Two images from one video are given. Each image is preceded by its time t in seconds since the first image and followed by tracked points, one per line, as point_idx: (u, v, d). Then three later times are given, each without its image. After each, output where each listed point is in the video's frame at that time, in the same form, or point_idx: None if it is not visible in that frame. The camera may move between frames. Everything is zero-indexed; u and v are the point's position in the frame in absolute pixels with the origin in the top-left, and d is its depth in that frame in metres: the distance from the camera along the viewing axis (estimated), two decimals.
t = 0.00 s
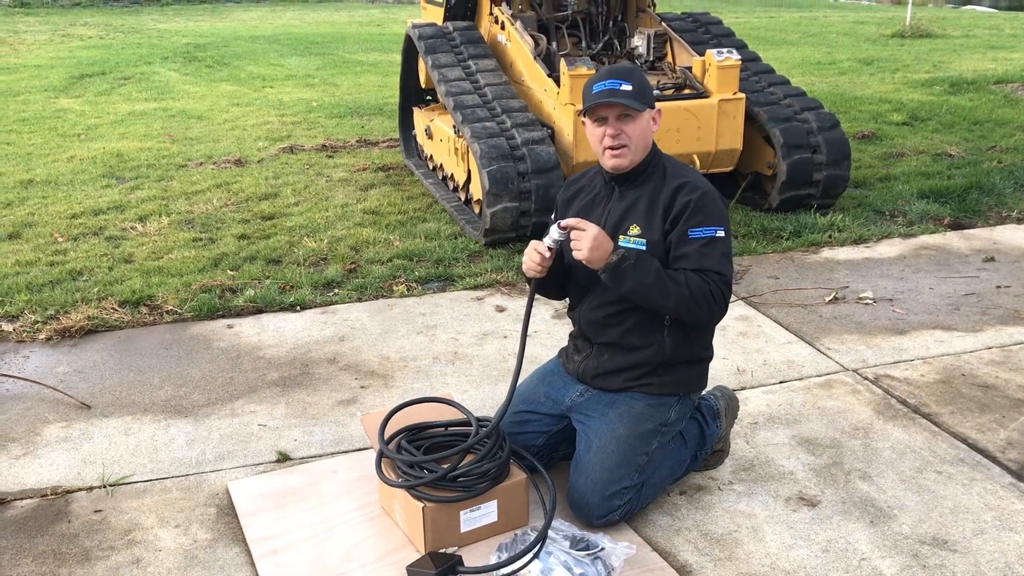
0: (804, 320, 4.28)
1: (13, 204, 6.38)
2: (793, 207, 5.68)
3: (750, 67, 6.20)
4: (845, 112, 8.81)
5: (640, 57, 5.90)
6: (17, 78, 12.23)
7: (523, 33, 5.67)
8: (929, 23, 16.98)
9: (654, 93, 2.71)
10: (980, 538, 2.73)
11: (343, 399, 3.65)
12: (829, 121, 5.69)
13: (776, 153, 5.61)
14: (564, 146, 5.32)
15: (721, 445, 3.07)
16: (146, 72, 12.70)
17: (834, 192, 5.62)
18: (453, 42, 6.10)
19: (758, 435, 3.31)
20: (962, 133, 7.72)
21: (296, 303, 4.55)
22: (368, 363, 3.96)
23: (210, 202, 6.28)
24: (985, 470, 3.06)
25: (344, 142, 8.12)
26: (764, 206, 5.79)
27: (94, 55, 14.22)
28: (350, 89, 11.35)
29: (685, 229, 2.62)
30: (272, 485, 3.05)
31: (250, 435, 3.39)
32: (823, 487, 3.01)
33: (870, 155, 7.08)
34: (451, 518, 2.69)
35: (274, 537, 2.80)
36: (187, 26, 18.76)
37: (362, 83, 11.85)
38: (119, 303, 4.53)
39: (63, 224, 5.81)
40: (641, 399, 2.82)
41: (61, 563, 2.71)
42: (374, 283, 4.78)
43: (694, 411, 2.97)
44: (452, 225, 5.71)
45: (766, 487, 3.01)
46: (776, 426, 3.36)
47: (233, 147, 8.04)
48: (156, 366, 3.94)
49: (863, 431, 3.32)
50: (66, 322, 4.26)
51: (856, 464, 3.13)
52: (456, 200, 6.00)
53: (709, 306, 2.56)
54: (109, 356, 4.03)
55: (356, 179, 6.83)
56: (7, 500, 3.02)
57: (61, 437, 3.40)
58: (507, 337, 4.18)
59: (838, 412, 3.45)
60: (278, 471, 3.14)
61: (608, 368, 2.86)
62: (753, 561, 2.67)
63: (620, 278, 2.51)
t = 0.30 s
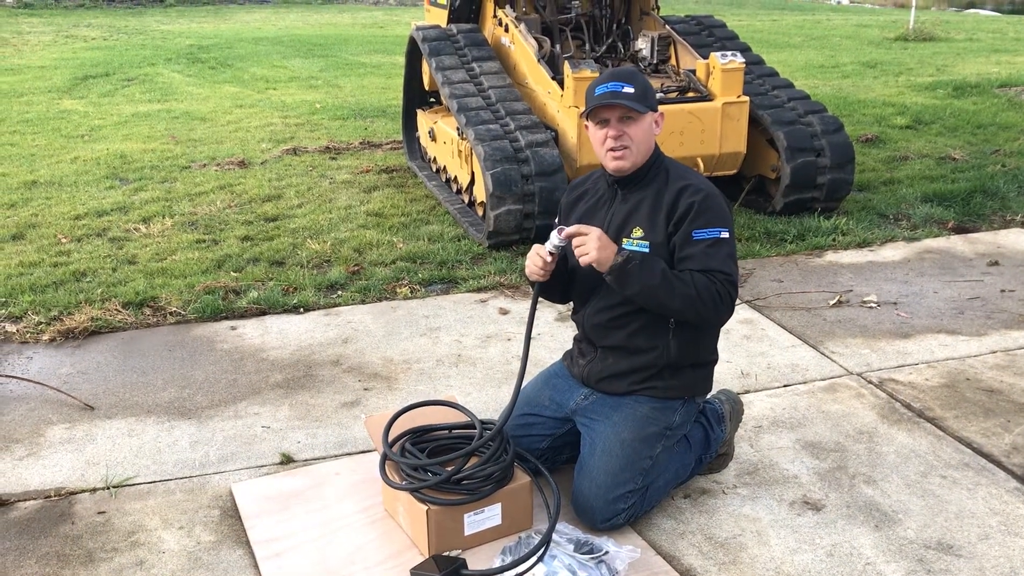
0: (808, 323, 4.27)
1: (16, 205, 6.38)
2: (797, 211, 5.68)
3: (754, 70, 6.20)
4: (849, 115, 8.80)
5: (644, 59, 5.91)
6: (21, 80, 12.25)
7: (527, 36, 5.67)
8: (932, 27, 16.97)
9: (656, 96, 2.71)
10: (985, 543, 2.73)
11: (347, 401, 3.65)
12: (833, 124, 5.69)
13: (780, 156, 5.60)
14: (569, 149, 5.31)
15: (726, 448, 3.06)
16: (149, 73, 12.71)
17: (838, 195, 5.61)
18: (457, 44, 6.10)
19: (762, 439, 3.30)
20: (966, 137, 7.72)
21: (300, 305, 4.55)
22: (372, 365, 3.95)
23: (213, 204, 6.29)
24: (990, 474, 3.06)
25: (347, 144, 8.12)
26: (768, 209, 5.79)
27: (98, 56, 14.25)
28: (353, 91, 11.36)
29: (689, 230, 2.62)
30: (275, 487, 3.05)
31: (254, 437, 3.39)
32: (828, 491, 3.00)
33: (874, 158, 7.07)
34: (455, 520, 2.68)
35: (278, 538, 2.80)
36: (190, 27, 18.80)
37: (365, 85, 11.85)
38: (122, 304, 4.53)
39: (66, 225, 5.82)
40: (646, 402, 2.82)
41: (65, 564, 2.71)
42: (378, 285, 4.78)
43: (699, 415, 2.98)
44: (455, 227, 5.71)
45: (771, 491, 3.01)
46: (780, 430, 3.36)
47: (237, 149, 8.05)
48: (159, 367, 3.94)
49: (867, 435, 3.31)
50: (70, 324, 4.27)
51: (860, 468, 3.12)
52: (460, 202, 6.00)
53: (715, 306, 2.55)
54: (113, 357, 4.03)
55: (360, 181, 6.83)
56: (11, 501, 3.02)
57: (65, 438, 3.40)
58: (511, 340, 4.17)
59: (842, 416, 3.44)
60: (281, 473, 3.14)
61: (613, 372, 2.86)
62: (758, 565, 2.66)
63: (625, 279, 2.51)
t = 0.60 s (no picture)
0: (810, 324, 4.27)
1: (18, 204, 6.38)
2: (799, 211, 5.67)
3: (757, 70, 6.19)
4: (851, 116, 8.80)
5: (646, 59, 5.93)
6: (23, 79, 12.25)
7: (530, 36, 5.65)
8: (934, 27, 16.96)
9: (659, 96, 2.72)
10: (988, 544, 2.72)
11: (349, 400, 3.65)
12: (835, 125, 5.68)
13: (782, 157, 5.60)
14: (571, 148, 5.31)
15: (728, 449, 3.06)
16: (151, 73, 12.72)
17: (840, 195, 5.60)
18: (459, 44, 6.09)
19: (764, 440, 3.30)
20: (968, 138, 7.71)
21: (302, 304, 4.55)
22: (374, 365, 3.95)
23: (215, 203, 6.29)
24: (993, 475, 3.05)
25: (349, 144, 8.12)
26: (770, 209, 5.78)
27: (100, 55, 14.26)
28: (355, 91, 11.36)
29: (689, 228, 2.62)
30: (277, 486, 3.05)
31: (256, 436, 3.39)
32: (830, 492, 3.00)
33: (876, 159, 7.07)
34: (457, 520, 2.68)
35: (280, 538, 2.80)
36: (192, 26, 18.81)
37: (366, 84, 11.86)
38: (124, 304, 4.53)
39: (68, 224, 5.82)
40: (647, 402, 2.82)
41: (67, 564, 2.71)
42: (380, 285, 4.78)
43: (700, 415, 2.98)
44: (457, 226, 5.71)
45: (773, 492, 3.00)
46: (783, 430, 3.36)
47: (239, 148, 8.05)
48: (161, 367, 3.94)
49: (870, 436, 3.31)
50: (72, 323, 4.27)
51: (863, 469, 3.12)
52: (462, 202, 6.00)
53: (714, 304, 2.55)
54: (115, 356, 4.03)
55: (362, 180, 6.83)
56: (13, 500, 3.02)
57: (67, 437, 3.40)
58: (513, 340, 4.17)
59: (844, 417, 3.44)
60: (283, 473, 3.14)
61: (614, 371, 2.85)
62: (761, 566, 2.66)
63: (623, 274, 2.51)
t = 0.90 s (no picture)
0: (811, 323, 4.26)
1: (19, 202, 6.38)
2: (800, 210, 5.67)
3: (757, 68, 6.19)
4: (852, 114, 8.79)
5: (647, 58, 5.89)
6: (23, 77, 12.25)
7: (530, 34, 5.65)
8: (935, 25, 16.95)
9: (656, 94, 2.71)
10: (989, 542, 2.72)
11: (349, 399, 3.65)
12: (836, 124, 5.68)
13: (783, 156, 5.60)
14: (571, 147, 5.31)
15: (729, 447, 3.06)
16: (152, 71, 12.72)
17: (841, 194, 5.60)
18: (460, 42, 6.09)
19: (765, 438, 3.30)
20: (969, 136, 7.71)
21: (302, 303, 4.55)
22: (375, 363, 3.95)
23: (215, 201, 6.29)
24: (994, 474, 3.05)
25: (349, 142, 8.12)
26: (771, 208, 5.78)
27: (100, 53, 14.26)
28: (356, 89, 11.36)
29: (689, 228, 2.61)
30: (278, 485, 3.05)
31: (256, 434, 3.39)
32: (831, 491, 3.00)
33: (877, 157, 7.07)
34: (458, 519, 2.68)
35: (281, 536, 2.80)
36: (193, 25, 18.81)
37: (367, 83, 11.86)
38: (125, 302, 4.53)
39: (69, 223, 5.82)
40: (648, 401, 2.81)
41: (68, 562, 2.71)
42: (380, 283, 4.78)
43: (701, 413, 2.98)
44: (457, 225, 5.71)
45: (773, 490, 3.00)
46: (783, 429, 3.35)
47: (239, 147, 8.05)
48: (162, 365, 3.94)
49: (871, 434, 3.31)
50: (72, 321, 4.27)
51: (864, 467, 3.12)
52: (462, 201, 6.00)
53: (714, 304, 2.55)
54: (116, 354, 4.03)
55: (363, 179, 6.83)
56: (13, 498, 3.02)
57: (67, 435, 3.40)
58: (513, 338, 4.17)
59: (845, 416, 3.44)
60: (284, 471, 3.14)
61: (615, 371, 2.85)
62: (761, 564, 2.66)
63: (623, 277, 2.51)
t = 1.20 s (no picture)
0: (810, 321, 4.26)
1: (18, 200, 6.38)
2: (799, 208, 5.67)
3: (757, 66, 6.19)
4: (851, 112, 8.79)
5: (646, 55, 5.89)
6: (21, 75, 12.23)
7: (529, 32, 5.65)
8: (934, 23, 16.95)
9: (651, 88, 2.71)
10: (988, 540, 2.72)
11: (348, 397, 3.65)
12: (835, 121, 5.67)
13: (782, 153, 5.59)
14: (570, 145, 5.32)
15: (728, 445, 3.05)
16: (150, 69, 12.70)
17: (840, 192, 5.60)
18: (459, 40, 6.09)
19: (764, 436, 3.30)
20: (968, 134, 7.70)
21: (301, 301, 4.54)
22: (373, 362, 3.95)
23: (214, 200, 6.28)
24: (993, 472, 3.05)
25: (348, 141, 8.11)
26: (770, 206, 5.77)
27: (99, 51, 14.24)
28: (354, 87, 11.35)
29: (686, 220, 2.61)
30: (277, 483, 3.05)
31: (255, 433, 3.39)
32: (830, 488, 2.99)
33: (876, 155, 7.07)
34: (457, 517, 2.68)
35: (280, 535, 2.80)
36: (192, 23, 18.79)
37: (366, 81, 11.84)
38: (124, 300, 4.53)
39: (67, 221, 5.81)
40: (650, 400, 2.81)
41: (66, 560, 2.71)
42: (379, 281, 4.78)
43: (704, 413, 2.97)
44: (457, 223, 5.71)
45: (773, 488, 3.00)
46: (782, 427, 3.35)
47: (237, 145, 8.04)
48: (161, 363, 3.93)
49: (870, 432, 3.31)
50: (71, 320, 4.26)
51: (863, 465, 3.12)
52: (462, 199, 6.00)
53: (713, 295, 2.54)
54: (114, 353, 4.03)
55: (361, 177, 6.82)
56: (12, 497, 3.02)
57: (66, 434, 3.39)
58: (512, 337, 4.17)
59: (844, 413, 3.44)
60: (283, 469, 3.14)
61: (615, 368, 2.85)
62: (760, 562, 2.66)
63: (620, 271, 2.51)
